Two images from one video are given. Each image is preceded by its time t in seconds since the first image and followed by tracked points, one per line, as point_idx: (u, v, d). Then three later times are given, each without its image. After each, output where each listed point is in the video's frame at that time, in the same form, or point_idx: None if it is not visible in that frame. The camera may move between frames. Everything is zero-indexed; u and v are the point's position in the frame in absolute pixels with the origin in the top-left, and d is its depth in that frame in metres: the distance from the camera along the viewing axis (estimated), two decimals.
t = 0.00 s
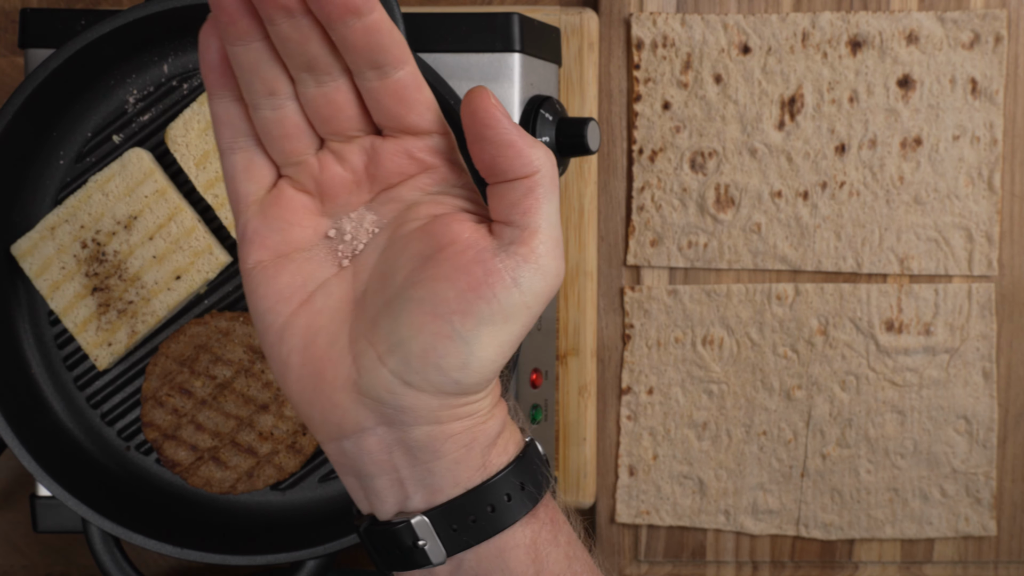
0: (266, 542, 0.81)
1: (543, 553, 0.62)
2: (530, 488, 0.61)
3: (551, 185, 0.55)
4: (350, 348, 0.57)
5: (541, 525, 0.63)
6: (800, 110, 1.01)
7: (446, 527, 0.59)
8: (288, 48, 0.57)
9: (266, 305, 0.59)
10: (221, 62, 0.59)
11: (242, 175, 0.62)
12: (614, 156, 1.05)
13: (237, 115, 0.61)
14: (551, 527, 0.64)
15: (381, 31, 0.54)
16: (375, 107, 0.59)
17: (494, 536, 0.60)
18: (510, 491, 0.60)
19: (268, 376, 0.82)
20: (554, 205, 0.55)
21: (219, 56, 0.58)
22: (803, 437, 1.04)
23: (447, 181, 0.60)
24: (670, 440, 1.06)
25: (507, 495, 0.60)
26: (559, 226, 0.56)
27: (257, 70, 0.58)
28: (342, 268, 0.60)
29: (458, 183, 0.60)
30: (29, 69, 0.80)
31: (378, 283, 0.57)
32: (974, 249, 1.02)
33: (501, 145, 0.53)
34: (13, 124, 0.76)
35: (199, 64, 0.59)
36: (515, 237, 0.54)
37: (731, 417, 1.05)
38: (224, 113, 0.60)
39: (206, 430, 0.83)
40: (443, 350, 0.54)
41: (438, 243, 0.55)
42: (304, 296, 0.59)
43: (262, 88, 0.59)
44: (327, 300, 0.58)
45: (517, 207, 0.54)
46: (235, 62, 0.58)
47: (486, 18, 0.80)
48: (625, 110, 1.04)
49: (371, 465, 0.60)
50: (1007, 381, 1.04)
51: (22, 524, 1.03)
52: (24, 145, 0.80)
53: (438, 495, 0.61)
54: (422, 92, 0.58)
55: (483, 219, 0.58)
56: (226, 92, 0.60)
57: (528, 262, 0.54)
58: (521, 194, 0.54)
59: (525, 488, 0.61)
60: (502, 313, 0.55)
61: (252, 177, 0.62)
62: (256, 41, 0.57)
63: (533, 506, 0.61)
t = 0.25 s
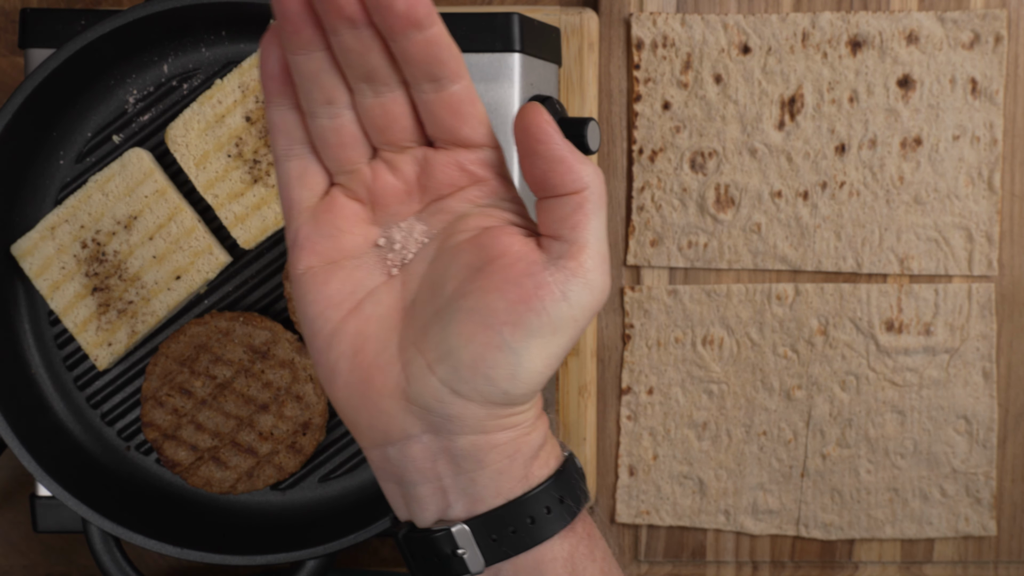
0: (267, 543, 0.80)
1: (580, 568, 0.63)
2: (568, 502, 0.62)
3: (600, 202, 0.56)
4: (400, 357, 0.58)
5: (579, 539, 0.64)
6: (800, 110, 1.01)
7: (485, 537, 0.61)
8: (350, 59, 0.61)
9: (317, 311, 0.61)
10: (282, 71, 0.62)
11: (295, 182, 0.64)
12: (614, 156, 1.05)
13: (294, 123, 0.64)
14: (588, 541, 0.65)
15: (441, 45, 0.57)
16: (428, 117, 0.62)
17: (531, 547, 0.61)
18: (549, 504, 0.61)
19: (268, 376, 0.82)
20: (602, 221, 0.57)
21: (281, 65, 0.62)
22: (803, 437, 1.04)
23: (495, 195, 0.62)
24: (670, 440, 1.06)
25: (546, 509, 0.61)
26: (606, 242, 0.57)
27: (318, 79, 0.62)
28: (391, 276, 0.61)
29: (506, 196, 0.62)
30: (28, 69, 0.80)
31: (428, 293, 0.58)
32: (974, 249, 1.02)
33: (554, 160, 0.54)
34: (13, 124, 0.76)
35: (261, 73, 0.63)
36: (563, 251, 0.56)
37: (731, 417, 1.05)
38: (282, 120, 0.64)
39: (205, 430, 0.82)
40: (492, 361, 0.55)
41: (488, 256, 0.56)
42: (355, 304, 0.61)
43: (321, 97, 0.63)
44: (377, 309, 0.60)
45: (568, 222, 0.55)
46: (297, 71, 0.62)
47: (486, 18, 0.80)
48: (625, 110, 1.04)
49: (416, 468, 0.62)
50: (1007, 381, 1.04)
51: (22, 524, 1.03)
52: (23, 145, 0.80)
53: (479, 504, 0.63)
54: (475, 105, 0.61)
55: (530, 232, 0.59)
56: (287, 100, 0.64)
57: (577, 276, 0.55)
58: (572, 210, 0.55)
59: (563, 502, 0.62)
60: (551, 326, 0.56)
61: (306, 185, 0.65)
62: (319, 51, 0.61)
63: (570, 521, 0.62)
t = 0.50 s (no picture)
0: (267, 543, 0.81)
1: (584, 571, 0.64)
2: (571, 505, 0.63)
3: (591, 203, 0.57)
4: (403, 371, 0.59)
5: (581, 542, 0.65)
6: (800, 110, 1.01)
7: (489, 542, 0.62)
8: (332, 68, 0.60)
9: (318, 337, 0.61)
10: (264, 88, 0.63)
11: (283, 202, 0.64)
12: (614, 156, 1.05)
13: (280, 140, 0.64)
14: (590, 545, 0.66)
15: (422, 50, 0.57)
16: (413, 124, 0.62)
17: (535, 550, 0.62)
18: (552, 507, 0.62)
19: (268, 376, 0.82)
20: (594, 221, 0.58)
21: (263, 83, 0.63)
22: (803, 437, 1.04)
23: (485, 200, 0.63)
24: (670, 440, 1.06)
25: (548, 514, 0.62)
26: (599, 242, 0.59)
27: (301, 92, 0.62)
28: (387, 290, 0.62)
29: (496, 203, 0.63)
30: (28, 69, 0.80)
31: (426, 306, 0.59)
32: (974, 249, 1.02)
33: (545, 163, 0.55)
34: (13, 124, 0.76)
35: (242, 93, 0.63)
36: (559, 256, 0.57)
37: (730, 417, 1.05)
38: (269, 137, 0.64)
39: (205, 430, 0.82)
40: (497, 370, 0.57)
41: (485, 267, 0.57)
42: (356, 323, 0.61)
43: (304, 110, 0.63)
44: (378, 324, 0.61)
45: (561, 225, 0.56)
46: (279, 86, 0.62)
47: (486, 17, 0.80)
48: (625, 110, 1.04)
49: (420, 484, 0.64)
50: (1007, 381, 1.04)
51: (23, 524, 1.03)
52: (24, 146, 0.80)
53: (484, 510, 0.64)
54: (459, 110, 0.62)
55: (524, 238, 0.60)
56: (271, 117, 0.64)
57: (574, 280, 0.57)
58: (563, 211, 0.56)
59: (565, 507, 0.63)
60: (553, 331, 0.57)
61: (294, 204, 0.64)
62: (300, 64, 0.61)
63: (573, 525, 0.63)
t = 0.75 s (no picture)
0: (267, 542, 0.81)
1: (592, 561, 0.64)
2: (580, 495, 0.63)
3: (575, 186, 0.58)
4: (411, 369, 0.61)
5: (591, 532, 0.65)
6: (800, 110, 1.01)
7: (501, 530, 0.62)
8: (309, 75, 0.60)
9: (326, 349, 0.61)
10: (243, 104, 0.63)
11: (276, 216, 0.64)
12: (614, 156, 1.05)
13: (265, 153, 0.64)
14: (599, 535, 0.66)
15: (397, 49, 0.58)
16: (394, 125, 0.63)
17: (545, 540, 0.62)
18: (562, 497, 0.62)
19: (268, 376, 0.82)
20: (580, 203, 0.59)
21: (242, 99, 0.63)
22: (803, 437, 1.04)
23: (475, 195, 0.63)
24: (670, 440, 1.06)
25: (558, 502, 0.62)
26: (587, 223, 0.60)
27: (282, 103, 0.62)
28: (386, 291, 0.63)
29: (486, 196, 0.63)
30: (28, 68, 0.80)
31: (427, 304, 0.60)
32: (974, 249, 1.02)
33: (528, 151, 0.57)
34: (14, 124, 0.76)
35: (221, 112, 0.63)
36: (550, 242, 0.58)
37: (730, 417, 1.05)
38: (254, 152, 0.64)
39: (205, 430, 0.82)
40: (503, 360, 0.58)
41: (481, 261, 0.58)
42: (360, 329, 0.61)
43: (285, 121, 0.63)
44: (382, 325, 0.62)
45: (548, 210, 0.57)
46: (258, 100, 0.62)
47: (486, 17, 0.80)
48: (625, 110, 1.04)
49: (433, 477, 0.65)
50: (1007, 381, 1.04)
51: (22, 524, 1.03)
52: (24, 146, 0.80)
53: (496, 499, 0.64)
54: (438, 107, 0.62)
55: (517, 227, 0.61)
56: (253, 132, 0.64)
57: (568, 264, 0.58)
58: (548, 196, 0.57)
59: (575, 496, 0.63)
60: (553, 316, 0.58)
61: (286, 217, 0.64)
62: (277, 75, 0.61)
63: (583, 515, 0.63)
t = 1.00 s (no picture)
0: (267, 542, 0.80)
1: (584, 524, 0.64)
2: (571, 462, 0.63)
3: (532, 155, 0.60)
4: (399, 348, 0.61)
5: (582, 497, 0.65)
6: (800, 110, 1.01)
7: (493, 497, 0.62)
8: (264, 69, 0.60)
9: (314, 340, 0.62)
10: (204, 105, 0.63)
11: (251, 212, 0.64)
12: (614, 156, 1.05)
13: (233, 151, 0.64)
14: (590, 500, 0.66)
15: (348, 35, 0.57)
16: (356, 112, 0.62)
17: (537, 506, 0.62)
18: (552, 463, 0.62)
19: (268, 376, 0.82)
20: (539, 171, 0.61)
21: (202, 100, 0.63)
22: (803, 437, 1.04)
23: (445, 173, 0.64)
24: (670, 440, 1.06)
25: (549, 468, 0.62)
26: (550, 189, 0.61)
27: (242, 99, 0.61)
28: (367, 276, 0.64)
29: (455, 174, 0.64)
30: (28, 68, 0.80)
31: (408, 283, 0.62)
32: (974, 249, 1.02)
33: (472, 132, 0.59)
34: (14, 125, 0.76)
35: (183, 115, 0.63)
36: (518, 213, 0.60)
37: (730, 417, 1.05)
38: (223, 151, 0.64)
39: (205, 430, 0.82)
40: (486, 331, 0.59)
41: (456, 238, 0.60)
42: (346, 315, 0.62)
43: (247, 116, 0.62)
44: (367, 308, 0.63)
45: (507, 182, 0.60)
46: (218, 99, 0.61)
47: (486, 17, 0.80)
48: (625, 110, 1.04)
49: (426, 453, 0.64)
50: (1007, 381, 1.04)
51: (22, 524, 1.03)
52: (24, 146, 0.80)
53: (487, 469, 0.64)
54: (398, 90, 0.61)
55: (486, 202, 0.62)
56: (219, 131, 0.64)
57: (539, 231, 0.59)
58: (506, 170, 0.60)
59: (564, 462, 0.63)
60: (531, 283, 0.59)
61: (261, 212, 0.64)
62: (233, 72, 0.60)
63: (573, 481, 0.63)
